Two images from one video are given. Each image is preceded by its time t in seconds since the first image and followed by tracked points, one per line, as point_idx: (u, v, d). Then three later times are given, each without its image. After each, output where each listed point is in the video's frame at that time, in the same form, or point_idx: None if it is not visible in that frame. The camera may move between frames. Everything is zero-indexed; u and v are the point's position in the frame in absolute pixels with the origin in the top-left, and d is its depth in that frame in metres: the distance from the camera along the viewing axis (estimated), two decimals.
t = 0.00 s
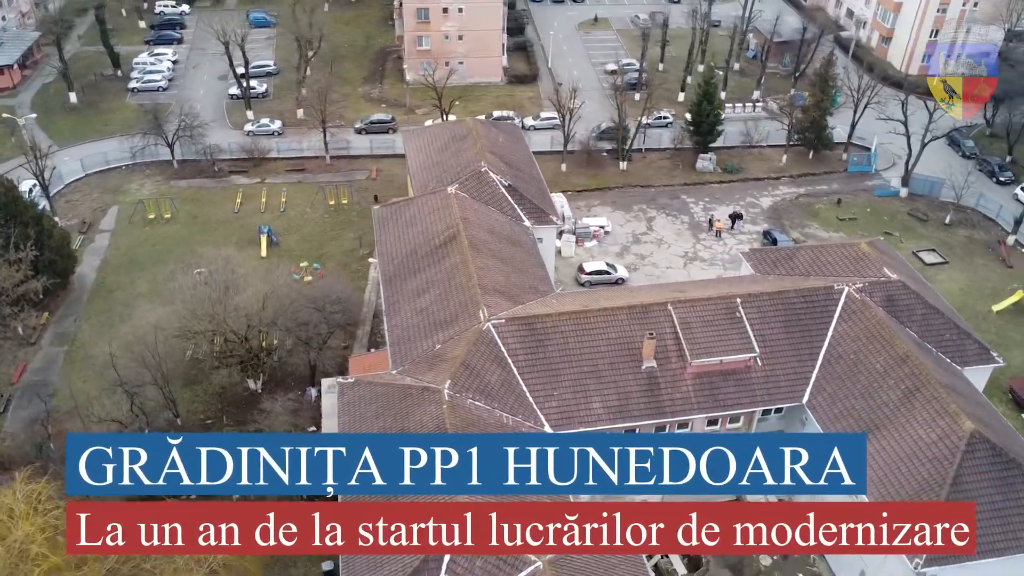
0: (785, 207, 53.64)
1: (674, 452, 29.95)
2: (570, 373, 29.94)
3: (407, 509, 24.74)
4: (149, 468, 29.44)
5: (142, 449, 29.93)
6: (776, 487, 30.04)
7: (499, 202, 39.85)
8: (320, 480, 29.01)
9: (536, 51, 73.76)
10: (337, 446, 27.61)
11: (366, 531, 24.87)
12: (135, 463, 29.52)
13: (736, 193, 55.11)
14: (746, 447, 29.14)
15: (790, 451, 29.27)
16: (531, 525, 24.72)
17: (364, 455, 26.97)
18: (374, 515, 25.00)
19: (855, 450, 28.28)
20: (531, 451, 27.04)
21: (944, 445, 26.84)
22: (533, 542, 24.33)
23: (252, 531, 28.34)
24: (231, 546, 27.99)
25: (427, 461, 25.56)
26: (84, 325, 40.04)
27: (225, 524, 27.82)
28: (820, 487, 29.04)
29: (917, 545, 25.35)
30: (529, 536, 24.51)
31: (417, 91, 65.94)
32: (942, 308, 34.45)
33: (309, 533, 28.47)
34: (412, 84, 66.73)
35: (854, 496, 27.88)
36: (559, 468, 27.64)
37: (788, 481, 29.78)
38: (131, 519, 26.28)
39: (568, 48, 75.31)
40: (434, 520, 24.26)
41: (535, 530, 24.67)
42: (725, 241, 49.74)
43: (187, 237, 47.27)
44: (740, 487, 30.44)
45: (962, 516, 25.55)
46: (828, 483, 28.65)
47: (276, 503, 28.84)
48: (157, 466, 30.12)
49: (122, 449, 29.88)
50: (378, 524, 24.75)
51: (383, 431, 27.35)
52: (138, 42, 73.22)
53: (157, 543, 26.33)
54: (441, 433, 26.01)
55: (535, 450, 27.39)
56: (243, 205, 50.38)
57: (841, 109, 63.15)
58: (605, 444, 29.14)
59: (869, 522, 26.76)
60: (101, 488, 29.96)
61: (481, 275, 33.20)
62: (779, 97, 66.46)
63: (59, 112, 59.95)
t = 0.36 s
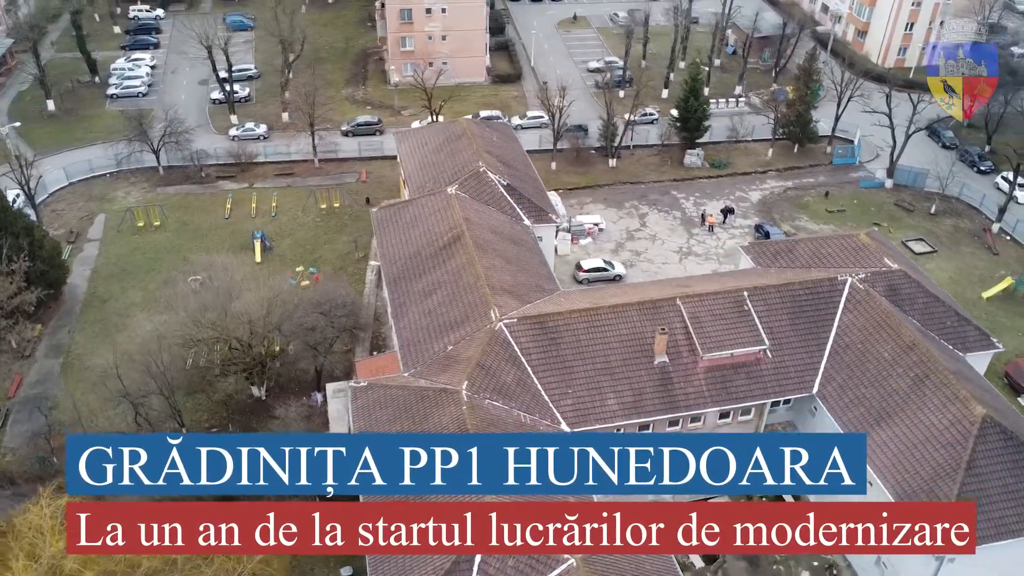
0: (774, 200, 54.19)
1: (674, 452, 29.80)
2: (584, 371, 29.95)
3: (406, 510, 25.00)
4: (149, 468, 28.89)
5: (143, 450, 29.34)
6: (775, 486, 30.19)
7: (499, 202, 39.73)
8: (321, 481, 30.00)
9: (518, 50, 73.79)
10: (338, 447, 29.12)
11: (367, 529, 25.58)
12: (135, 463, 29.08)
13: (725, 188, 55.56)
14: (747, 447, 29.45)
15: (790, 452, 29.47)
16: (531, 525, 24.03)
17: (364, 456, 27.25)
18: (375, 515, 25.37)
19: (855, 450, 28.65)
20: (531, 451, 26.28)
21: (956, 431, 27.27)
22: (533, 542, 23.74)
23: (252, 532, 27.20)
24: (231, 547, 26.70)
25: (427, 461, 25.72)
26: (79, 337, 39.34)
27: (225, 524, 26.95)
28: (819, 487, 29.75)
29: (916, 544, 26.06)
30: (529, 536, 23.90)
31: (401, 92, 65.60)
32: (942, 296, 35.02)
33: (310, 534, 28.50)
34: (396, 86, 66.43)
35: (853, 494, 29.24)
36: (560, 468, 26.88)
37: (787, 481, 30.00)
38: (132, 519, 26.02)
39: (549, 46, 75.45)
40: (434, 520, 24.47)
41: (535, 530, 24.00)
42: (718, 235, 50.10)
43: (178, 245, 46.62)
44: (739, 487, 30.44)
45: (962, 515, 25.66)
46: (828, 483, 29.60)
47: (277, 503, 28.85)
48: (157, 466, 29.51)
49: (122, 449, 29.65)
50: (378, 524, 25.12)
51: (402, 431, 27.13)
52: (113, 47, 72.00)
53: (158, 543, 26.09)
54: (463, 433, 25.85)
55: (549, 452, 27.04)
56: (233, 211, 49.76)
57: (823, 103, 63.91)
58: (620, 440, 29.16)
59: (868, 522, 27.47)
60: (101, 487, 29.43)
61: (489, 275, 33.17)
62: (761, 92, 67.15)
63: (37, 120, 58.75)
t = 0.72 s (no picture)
0: (763, 194, 54.72)
1: (674, 451, 30.31)
2: (597, 367, 30.03)
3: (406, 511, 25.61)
4: (148, 467, 29.89)
5: (142, 450, 30.39)
6: (775, 487, 30.73)
7: (498, 201, 39.67)
8: (321, 480, 30.74)
9: (500, 49, 73.69)
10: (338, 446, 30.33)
11: (366, 530, 27.64)
12: (135, 463, 30.09)
13: (714, 183, 56.01)
14: (747, 446, 30.29)
15: (791, 451, 30.30)
16: (530, 525, 23.93)
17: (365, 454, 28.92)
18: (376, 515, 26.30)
19: (855, 450, 29.71)
20: (531, 451, 25.93)
21: (967, 416, 27.75)
22: (532, 542, 23.68)
23: (252, 531, 28.45)
24: (230, 546, 28.10)
25: (427, 461, 26.17)
26: (75, 348, 38.65)
27: (225, 524, 28.45)
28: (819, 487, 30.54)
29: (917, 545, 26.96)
30: (528, 536, 23.86)
31: (385, 94, 65.24)
32: (939, 284, 35.59)
33: (310, 534, 29.18)
34: (380, 88, 66.09)
35: (851, 493, 30.33)
36: (560, 468, 26.43)
37: (787, 481, 30.63)
38: (131, 519, 27.93)
39: (531, 46, 75.49)
40: (434, 520, 24.91)
41: (535, 530, 23.89)
42: (710, 230, 50.49)
43: (170, 252, 45.95)
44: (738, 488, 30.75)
45: (961, 516, 25.99)
46: (828, 483, 30.46)
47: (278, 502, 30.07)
48: (157, 466, 30.41)
49: (122, 449, 30.62)
50: (379, 525, 26.15)
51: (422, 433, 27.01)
52: (89, 53, 70.72)
53: (157, 543, 27.94)
54: (485, 434, 25.74)
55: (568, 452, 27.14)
56: (223, 217, 49.15)
57: (806, 97, 64.64)
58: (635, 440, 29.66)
59: (868, 522, 28.44)
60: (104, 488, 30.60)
61: (496, 275, 33.14)
62: (743, 88, 67.80)
63: (15, 129, 57.52)
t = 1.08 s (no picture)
0: (753, 189, 55.23)
1: (674, 451, 29.87)
2: (609, 365, 30.14)
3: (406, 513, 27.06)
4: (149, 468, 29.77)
5: (142, 451, 30.18)
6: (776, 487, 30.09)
7: (498, 201, 39.64)
8: (321, 480, 31.09)
9: (484, 49, 73.56)
10: (337, 447, 31.02)
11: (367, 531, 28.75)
12: (136, 463, 29.94)
13: (704, 179, 56.39)
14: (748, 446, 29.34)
15: (791, 451, 29.67)
16: (530, 525, 23.79)
17: (364, 455, 30.28)
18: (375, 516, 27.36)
19: (854, 449, 30.39)
20: (531, 450, 25.44)
21: (975, 403, 28.20)
22: (532, 542, 23.56)
23: (252, 531, 28.21)
24: (230, 546, 27.88)
25: (427, 461, 26.56)
26: (71, 359, 38.03)
27: (225, 524, 28.27)
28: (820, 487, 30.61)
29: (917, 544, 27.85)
30: (528, 536, 23.71)
31: (371, 96, 64.96)
32: (938, 274, 36.12)
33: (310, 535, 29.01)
34: (366, 89, 65.73)
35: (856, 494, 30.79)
36: (560, 468, 25.82)
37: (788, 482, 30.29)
38: (131, 519, 27.58)
39: (514, 45, 75.47)
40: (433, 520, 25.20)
41: (535, 530, 23.74)
42: (704, 225, 50.87)
43: (163, 260, 45.33)
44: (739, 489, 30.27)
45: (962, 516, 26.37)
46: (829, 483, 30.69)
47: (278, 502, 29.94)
48: (157, 466, 30.37)
49: (122, 449, 30.39)
50: (379, 528, 28.34)
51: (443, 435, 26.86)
52: (67, 59, 69.58)
53: (158, 543, 27.53)
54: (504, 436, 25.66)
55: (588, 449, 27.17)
56: (215, 222, 48.60)
57: (791, 92, 65.31)
58: (650, 438, 29.97)
59: (868, 521, 28.76)
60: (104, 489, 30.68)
61: (502, 274, 33.11)
62: (727, 84, 68.39)
63: None
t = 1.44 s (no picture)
0: (742, 183, 55.75)
1: (674, 451, 29.71)
2: (622, 360, 30.24)
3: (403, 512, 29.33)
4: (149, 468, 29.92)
5: (142, 450, 30.33)
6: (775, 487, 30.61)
7: (498, 200, 39.60)
8: (321, 480, 31.04)
9: (467, 49, 73.33)
10: (337, 447, 31.41)
11: (366, 531, 29.50)
12: (136, 463, 30.08)
13: (694, 174, 56.77)
14: (748, 446, 30.07)
15: (791, 451, 30.64)
16: (530, 525, 24.01)
17: (364, 455, 30.76)
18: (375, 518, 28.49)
19: (854, 450, 31.20)
20: (531, 450, 25.55)
21: (984, 388, 28.72)
22: (533, 542, 23.72)
23: (252, 531, 28.96)
24: (231, 545, 28.59)
25: (427, 461, 26.97)
26: (69, 370, 37.39)
27: (225, 524, 28.94)
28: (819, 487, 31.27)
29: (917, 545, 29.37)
30: (528, 536, 23.94)
31: (356, 98, 64.54)
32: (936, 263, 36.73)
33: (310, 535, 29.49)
34: (350, 91, 65.29)
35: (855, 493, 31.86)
36: (559, 468, 25.67)
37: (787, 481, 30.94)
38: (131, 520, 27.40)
39: (497, 45, 75.39)
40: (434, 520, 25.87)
41: (535, 530, 23.94)
42: (697, 220, 51.22)
43: (156, 267, 44.71)
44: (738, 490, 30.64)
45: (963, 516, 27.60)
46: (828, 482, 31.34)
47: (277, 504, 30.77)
48: (157, 465, 30.47)
49: (122, 449, 30.54)
50: (378, 526, 29.59)
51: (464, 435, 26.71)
52: (42, 66, 68.26)
53: (158, 542, 27.31)
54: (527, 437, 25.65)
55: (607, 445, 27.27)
56: (207, 228, 47.99)
57: (774, 87, 65.96)
58: (657, 435, 29.96)
59: (868, 521, 29.57)
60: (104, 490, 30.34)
61: (510, 273, 33.07)
62: (710, 80, 68.89)
63: None
